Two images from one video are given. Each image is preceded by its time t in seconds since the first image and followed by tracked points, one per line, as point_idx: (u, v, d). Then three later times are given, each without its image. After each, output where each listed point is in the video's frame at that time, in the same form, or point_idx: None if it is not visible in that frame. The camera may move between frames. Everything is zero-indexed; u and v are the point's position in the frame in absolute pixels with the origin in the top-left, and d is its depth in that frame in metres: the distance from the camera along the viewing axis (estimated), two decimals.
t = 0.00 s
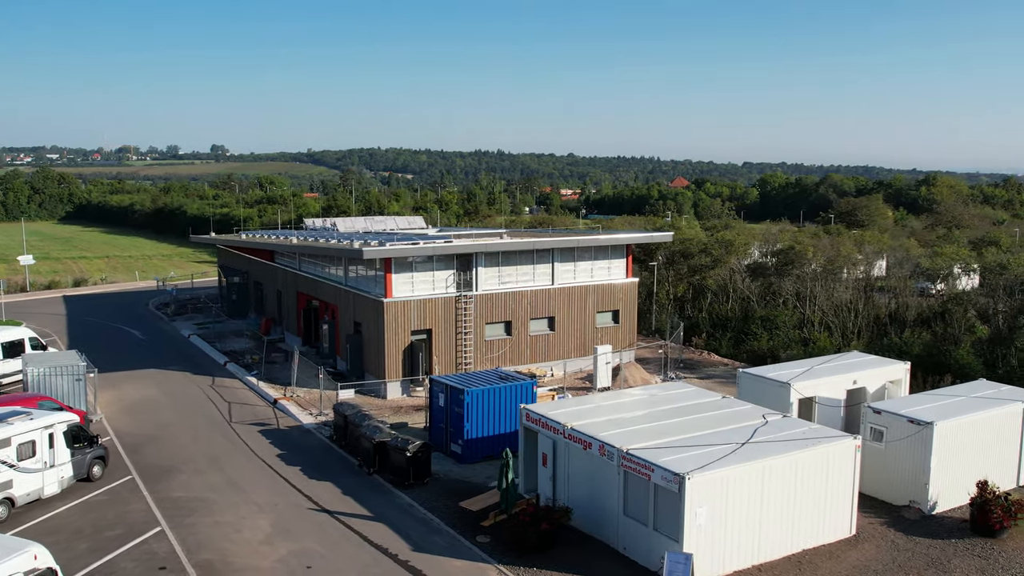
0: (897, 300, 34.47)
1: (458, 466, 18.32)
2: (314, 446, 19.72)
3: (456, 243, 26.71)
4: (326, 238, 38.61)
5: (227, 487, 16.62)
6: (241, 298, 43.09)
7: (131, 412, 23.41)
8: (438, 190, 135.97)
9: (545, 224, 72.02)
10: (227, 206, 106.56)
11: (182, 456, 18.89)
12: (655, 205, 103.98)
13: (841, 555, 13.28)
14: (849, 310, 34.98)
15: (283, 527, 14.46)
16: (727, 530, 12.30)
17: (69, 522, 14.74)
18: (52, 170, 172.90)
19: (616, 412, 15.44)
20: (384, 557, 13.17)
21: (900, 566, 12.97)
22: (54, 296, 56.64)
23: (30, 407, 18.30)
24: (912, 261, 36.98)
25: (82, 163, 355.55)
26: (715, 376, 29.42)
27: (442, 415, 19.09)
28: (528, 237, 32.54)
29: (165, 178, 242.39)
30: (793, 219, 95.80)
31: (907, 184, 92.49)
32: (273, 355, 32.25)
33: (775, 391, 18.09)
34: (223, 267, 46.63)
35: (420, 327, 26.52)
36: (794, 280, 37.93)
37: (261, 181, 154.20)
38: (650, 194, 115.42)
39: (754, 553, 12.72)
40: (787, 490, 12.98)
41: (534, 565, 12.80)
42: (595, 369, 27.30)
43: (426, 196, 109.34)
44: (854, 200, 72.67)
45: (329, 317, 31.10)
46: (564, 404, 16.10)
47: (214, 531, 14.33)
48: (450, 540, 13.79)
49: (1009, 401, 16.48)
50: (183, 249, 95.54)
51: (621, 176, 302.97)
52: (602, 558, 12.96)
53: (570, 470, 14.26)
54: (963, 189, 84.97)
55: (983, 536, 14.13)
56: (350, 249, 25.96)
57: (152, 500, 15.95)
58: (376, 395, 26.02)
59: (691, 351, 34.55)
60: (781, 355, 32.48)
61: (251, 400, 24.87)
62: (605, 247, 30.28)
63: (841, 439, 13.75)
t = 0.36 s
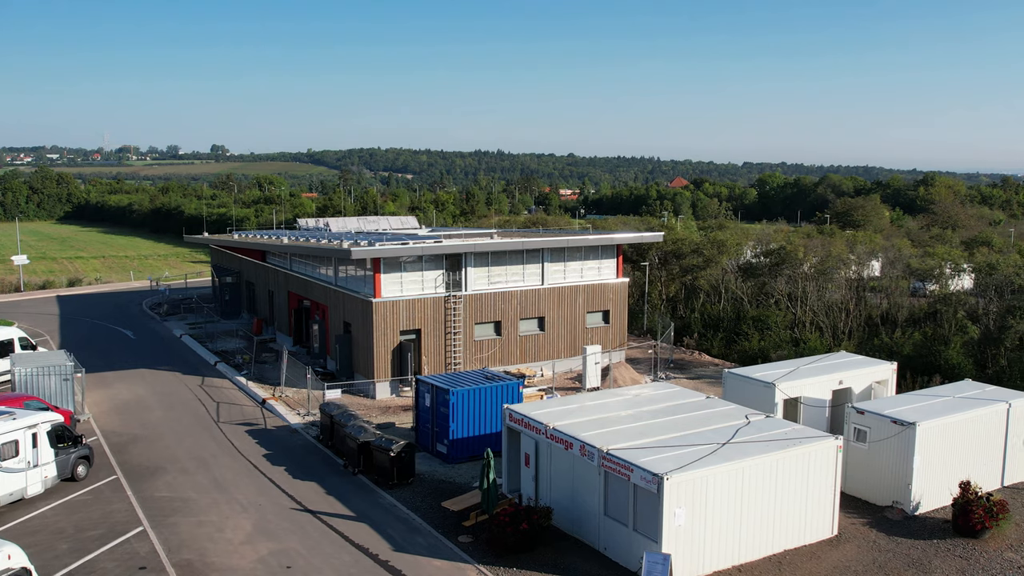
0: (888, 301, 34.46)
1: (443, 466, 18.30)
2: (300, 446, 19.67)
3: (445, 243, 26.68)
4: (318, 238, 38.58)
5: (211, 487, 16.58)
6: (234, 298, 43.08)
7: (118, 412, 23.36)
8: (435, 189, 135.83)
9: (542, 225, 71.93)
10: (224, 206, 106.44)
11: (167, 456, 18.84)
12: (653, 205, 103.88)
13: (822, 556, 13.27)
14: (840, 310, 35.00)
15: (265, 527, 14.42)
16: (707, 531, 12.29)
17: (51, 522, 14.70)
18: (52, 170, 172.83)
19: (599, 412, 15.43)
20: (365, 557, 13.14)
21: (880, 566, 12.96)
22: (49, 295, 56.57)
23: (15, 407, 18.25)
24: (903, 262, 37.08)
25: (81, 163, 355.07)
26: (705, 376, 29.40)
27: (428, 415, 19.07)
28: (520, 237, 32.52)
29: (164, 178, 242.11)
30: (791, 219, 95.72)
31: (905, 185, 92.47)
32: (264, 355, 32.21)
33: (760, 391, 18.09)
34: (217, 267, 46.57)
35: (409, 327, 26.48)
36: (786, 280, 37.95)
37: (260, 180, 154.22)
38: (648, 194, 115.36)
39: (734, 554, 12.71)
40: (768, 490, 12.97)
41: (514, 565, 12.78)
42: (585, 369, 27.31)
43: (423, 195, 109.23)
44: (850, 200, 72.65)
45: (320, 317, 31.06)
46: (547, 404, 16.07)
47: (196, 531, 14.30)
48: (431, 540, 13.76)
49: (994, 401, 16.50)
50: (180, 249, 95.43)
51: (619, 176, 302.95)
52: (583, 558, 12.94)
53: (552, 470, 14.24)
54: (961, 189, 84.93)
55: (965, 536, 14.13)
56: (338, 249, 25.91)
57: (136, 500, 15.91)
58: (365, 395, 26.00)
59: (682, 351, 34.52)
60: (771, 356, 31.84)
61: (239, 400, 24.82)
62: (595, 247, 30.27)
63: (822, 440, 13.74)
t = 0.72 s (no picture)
0: (882, 301, 34.46)
1: (434, 466, 18.28)
2: (292, 446, 19.67)
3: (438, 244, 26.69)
4: (313, 238, 38.56)
5: (201, 487, 16.58)
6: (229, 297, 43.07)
7: (110, 412, 23.36)
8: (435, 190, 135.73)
9: (540, 225, 71.93)
10: (222, 206, 106.40)
11: (158, 456, 18.84)
12: (652, 205, 103.83)
13: (810, 556, 13.28)
14: (834, 310, 35.02)
15: (253, 526, 14.42)
16: (693, 531, 12.30)
17: (39, 522, 14.70)
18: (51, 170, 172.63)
19: (587, 412, 15.44)
20: (352, 557, 13.14)
21: (868, 567, 12.97)
22: (46, 296, 56.56)
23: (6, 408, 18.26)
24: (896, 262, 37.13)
25: (80, 163, 354.86)
26: (698, 377, 29.43)
27: (419, 415, 19.06)
28: (514, 237, 32.52)
29: (163, 179, 242.06)
30: (790, 219, 95.69)
31: (904, 185, 92.45)
32: (258, 355, 32.20)
33: (750, 391, 18.10)
34: (213, 267, 46.56)
35: (402, 327, 26.46)
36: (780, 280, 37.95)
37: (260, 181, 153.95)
38: (647, 194, 115.26)
39: (722, 554, 12.72)
40: (755, 490, 12.98)
41: (501, 565, 12.77)
42: (578, 369, 27.31)
43: (421, 195, 109.13)
44: (849, 201, 72.63)
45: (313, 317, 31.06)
46: (536, 404, 16.07)
47: (184, 530, 14.30)
48: (419, 541, 13.75)
49: (984, 402, 16.52)
50: (179, 250, 95.44)
51: (618, 176, 303.01)
52: (570, 558, 12.94)
53: (540, 470, 14.23)
54: (960, 189, 84.88)
55: (953, 537, 14.14)
56: (331, 249, 25.90)
57: (125, 500, 15.90)
58: (358, 396, 25.99)
59: (677, 351, 34.54)
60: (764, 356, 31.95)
61: (232, 400, 24.82)
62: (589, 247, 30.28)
63: (810, 440, 13.73)
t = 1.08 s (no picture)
0: (881, 302, 34.47)
1: (431, 466, 18.29)
2: (289, 446, 19.68)
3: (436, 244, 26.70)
4: (311, 238, 38.58)
5: (198, 487, 16.59)
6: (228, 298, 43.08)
7: (107, 413, 23.37)
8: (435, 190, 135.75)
9: (539, 225, 72.00)
10: (222, 206, 106.44)
11: (155, 456, 18.85)
12: (652, 205, 103.86)
13: (806, 556, 13.29)
14: (833, 310, 35.00)
15: (249, 526, 14.44)
16: (688, 532, 12.30)
17: (35, 522, 14.72)
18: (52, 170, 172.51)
19: (583, 412, 15.45)
20: (347, 557, 13.15)
21: (863, 567, 12.98)
22: (46, 296, 56.59)
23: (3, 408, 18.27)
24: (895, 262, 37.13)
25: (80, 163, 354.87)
26: (696, 377, 29.45)
27: (416, 415, 19.07)
28: (512, 237, 32.54)
29: (163, 179, 242.05)
30: (790, 219, 95.73)
31: (904, 185, 92.48)
32: (256, 355, 32.22)
33: (747, 392, 18.11)
34: (211, 267, 46.58)
35: (400, 327, 26.47)
36: (778, 281, 37.96)
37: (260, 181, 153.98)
38: (647, 194, 115.28)
39: (717, 554, 12.73)
40: (751, 491, 12.99)
41: (496, 566, 12.78)
42: (576, 370, 27.32)
43: (421, 195, 109.12)
44: (849, 201, 72.67)
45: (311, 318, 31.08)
46: (532, 405, 16.08)
47: (180, 530, 14.32)
48: (415, 541, 13.76)
49: (980, 402, 16.54)
50: (178, 250, 95.50)
51: (618, 176, 303.08)
52: (566, 559, 12.94)
53: (536, 470, 14.24)
54: (960, 189, 84.95)
55: (948, 537, 14.15)
56: (329, 249, 25.91)
57: (122, 500, 15.91)
58: (355, 396, 26.01)
59: (675, 351, 34.55)
60: (761, 356, 31.97)
61: (229, 400, 24.84)
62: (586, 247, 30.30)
63: (805, 440, 13.74)
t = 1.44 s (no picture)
0: (880, 302, 34.46)
1: (431, 466, 18.28)
2: (289, 446, 19.68)
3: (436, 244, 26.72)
4: (312, 237, 38.58)
5: (198, 487, 16.60)
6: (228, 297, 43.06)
7: (107, 412, 23.38)
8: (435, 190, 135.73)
9: (539, 225, 72.00)
10: (223, 206, 106.40)
11: (155, 456, 18.86)
12: (652, 205, 103.84)
13: (806, 556, 13.29)
14: (833, 310, 35.00)
15: (249, 526, 14.45)
16: (687, 532, 12.31)
17: (35, 522, 14.73)
18: (52, 170, 172.55)
19: (583, 412, 15.45)
20: (347, 557, 13.15)
21: (862, 567, 12.98)
22: (46, 296, 56.60)
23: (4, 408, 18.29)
24: (894, 262, 37.18)
25: (80, 163, 354.95)
26: (696, 377, 29.46)
27: (416, 415, 19.08)
28: (512, 237, 32.54)
29: (164, 179, 242.08)
30: (791, 219, 95.72)
31: (904, 185, 92.49)
32: (256, 355, 32.23)
33: (747, 391, 18.12)
34: (211, 267, 46.57)
35: (400, 327, 26.47)
36: (778, 281, 37.95)
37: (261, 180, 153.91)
38: (648, 195, 115.27)
39: (716, 554, 12.74)
40: (750, 490, 12.99)
41: (496, 565, 12.78)
42: (576, 370, 27.32)
43: (421, 195, 109.11)
44: (849, 201, 72.68)
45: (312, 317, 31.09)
46: (532, 405, 16.07)
47: (180, 530, 14.32)
48: (415, 541, 13.76)
49: (980, 402, 16.54)
50: (179, 250, 95.53)
51: (619, 176, 303.18)
52: (565, 558, 12.95)
53: (535, 470, 14.24)
54: (960, 189, 85.01)
55: (948, 537, 14.16)
56: (329, 250, 25.92)
57: (122, 499, 15.93)
58: (356, 396, 26.00)
59: (675, 351, 34.54)
60: (761, 356, 31.95)
61: (230, 400, 24.84)
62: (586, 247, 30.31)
63: (806, 440, 13.74)
